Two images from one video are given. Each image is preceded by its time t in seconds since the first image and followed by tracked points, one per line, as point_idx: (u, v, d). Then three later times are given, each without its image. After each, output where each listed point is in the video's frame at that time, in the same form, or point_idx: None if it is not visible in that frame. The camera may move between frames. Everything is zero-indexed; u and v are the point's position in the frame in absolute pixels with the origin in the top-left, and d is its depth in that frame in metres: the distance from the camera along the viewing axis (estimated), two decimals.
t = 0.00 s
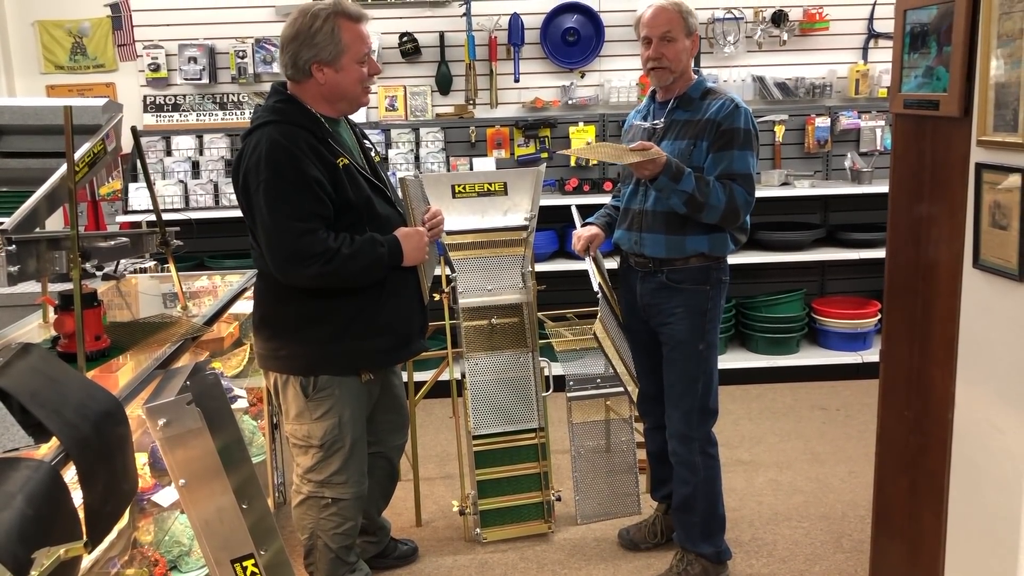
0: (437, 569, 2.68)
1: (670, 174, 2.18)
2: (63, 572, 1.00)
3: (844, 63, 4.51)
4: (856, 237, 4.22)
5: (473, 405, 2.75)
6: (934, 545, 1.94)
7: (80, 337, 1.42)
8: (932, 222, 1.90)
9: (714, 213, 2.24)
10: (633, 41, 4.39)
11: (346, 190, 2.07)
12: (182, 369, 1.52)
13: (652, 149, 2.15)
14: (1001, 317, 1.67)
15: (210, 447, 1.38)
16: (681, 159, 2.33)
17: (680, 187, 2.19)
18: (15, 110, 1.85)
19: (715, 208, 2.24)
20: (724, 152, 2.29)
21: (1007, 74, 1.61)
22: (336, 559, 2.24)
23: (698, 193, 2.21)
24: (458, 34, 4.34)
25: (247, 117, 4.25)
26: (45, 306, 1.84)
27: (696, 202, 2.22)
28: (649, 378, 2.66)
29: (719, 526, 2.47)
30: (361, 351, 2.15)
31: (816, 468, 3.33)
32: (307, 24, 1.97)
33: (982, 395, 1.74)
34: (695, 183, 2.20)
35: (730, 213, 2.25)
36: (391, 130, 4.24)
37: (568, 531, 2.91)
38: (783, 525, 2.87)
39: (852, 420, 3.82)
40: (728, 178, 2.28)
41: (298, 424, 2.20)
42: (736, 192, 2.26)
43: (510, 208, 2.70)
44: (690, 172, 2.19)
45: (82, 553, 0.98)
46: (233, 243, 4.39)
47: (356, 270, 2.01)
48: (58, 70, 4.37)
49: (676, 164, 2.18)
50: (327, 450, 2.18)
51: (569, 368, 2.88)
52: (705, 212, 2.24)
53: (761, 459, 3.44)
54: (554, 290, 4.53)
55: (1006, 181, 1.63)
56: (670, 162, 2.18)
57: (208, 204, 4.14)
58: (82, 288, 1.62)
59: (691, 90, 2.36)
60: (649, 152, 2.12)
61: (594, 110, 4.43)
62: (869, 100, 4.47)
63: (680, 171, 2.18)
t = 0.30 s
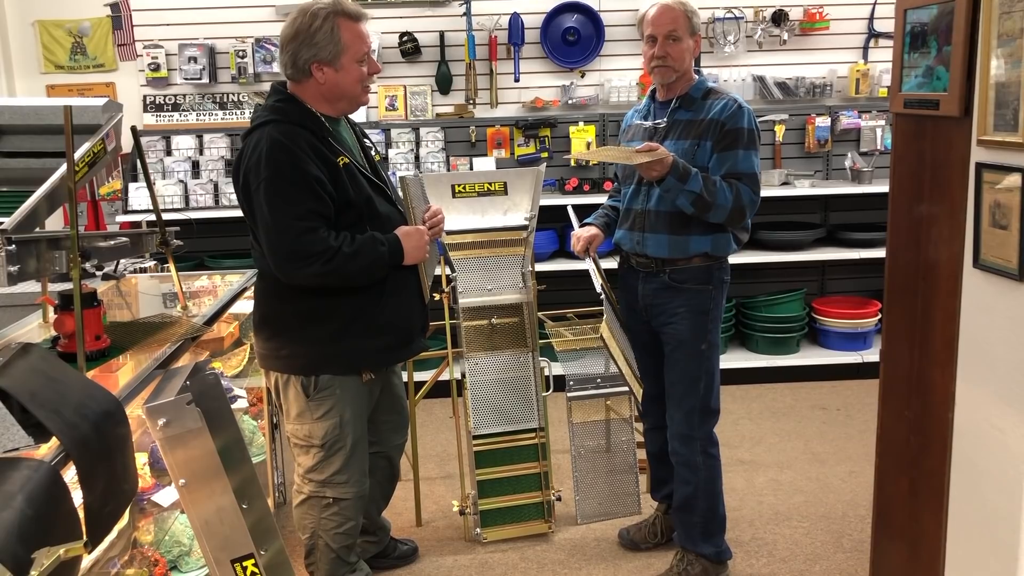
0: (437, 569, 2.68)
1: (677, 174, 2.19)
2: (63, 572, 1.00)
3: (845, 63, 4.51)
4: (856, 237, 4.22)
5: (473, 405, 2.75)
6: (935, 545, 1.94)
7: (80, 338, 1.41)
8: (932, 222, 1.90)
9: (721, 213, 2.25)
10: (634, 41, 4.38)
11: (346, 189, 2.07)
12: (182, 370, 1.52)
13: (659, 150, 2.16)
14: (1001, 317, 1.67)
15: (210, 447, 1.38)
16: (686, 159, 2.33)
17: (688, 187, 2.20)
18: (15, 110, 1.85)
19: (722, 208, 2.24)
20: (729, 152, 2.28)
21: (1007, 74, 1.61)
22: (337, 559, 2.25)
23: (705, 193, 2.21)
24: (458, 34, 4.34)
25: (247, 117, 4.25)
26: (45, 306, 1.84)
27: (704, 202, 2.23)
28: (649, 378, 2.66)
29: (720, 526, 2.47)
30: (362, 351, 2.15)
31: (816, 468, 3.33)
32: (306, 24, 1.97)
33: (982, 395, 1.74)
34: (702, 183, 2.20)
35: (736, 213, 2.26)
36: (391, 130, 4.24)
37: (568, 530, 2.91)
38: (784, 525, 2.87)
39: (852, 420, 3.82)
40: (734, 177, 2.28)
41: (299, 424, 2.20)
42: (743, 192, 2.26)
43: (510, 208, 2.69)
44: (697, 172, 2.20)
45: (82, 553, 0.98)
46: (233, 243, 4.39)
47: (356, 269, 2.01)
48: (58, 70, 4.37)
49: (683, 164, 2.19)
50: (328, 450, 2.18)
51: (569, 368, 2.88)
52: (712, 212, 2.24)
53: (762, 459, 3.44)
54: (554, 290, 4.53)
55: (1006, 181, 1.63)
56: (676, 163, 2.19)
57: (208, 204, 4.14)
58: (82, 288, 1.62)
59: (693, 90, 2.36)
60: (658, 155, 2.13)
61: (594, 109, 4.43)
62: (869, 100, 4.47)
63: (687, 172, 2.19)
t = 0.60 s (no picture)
0: (437, 569, 2.68)
1: (688, 164, 2.18)
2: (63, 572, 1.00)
3: (845, 63, 4.51)
4: (857, 237, 4.22)
5: (473, 405, 2.76)
6: (935, 545, 1.94)
7: (80, 338, 1.42)
8: (932, 222, 1.90)
9: (726, 210, 2.24)
10: (634, 41, 4.39)
11: (347, 189, 2.07)
12: (183, 369, 1.52)
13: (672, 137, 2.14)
14: (1001, 317, 1.67)
15: (210, 447, 1.38)
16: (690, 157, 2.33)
17: (697, 178, 2.19)
18: (15, 110, 1.85)
19: (728, 204, 2.23)
20: (731, 151, 2.28)
21: (1007, 74, 1.61)
22: (337, 559, 2.25)
23: (714, 186, 2.20)
24: (458, 34, 4.34)
25: (247, 117, 4.25)
26: (45, 306, 1.84)
27: (711, 196, 2.22)
28: (650, 378, 2.66)
29: (720, 526, 2.47)
30: (363, 351, 2.15)
31: (816, 468, 3.33)
32: (306, 24, 1.97)
33: (983, 395, 1.74)
34: (711, 175, 2.19)
35: (740, 210, 2.26)
36: (391, 130, 4.24)
37: (568, 530, 2.91)
38: (783, 526, 2.87)
39: (852, 420, 3.82)
40: (739, 176, 2.28)
41: (299, 424, 2.20)
42: (748, 190, 2.26)
43: (510, 208, 2.70)
44: (705, 165, 2.19)
45: (82, 553, 0.98)
46: (233, 243, 4.39)
47: (356, 269, 2.01)
48: (58, 70, 4.37)
49: (693, 155, 2.18)
50: (328, 450, 2.18)
51: (569, 368, 2.88)
52: (718, 207, 2.23)
53: (762, 459, 3.44)
54: (554, 290, 4.53)
55: (1006, 181, 1.63)
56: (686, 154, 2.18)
57: (208, 204, 4.14)
58: (82, 288, 1.62)
59: (694, 90, 2.36)
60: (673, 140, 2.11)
61: (594, 109, 4.43)
62: (869, 100, 4.47)
63: (697, 162, 2.18)
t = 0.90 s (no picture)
0: (439, 569, 2.68)
1: (682, 178, 2.19)
2: (65, 572, 1.00)
3: (845, 63, 4.51)
4: (858, 236, 4.21)
5: (473, 405, 2.76)
6: (936, 545, 1.94)
7: (81, 338, 1.42)
8: (933, 222, 1.90)
9: (726, 216, 2.25)
10: (634, 40, 4.39)
11: (347, 189, 2.07)
12: (184, 369, 1.52)
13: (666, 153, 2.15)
14: (1003, 317, 1.67)
15: (211, 447, 1.38)
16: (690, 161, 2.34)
17: (694, 190, 2.20)
18: (17, 110, 1.86)
19: (727, 211, 2.24)
20: (731, 154, 2.29)
21: (1008, 73, 1.61)
22: (338, 558, 2.25)
23: (710, 197, 2.21)
24: (458, 34, 4.34)
25: (248, 117, 4.25)
26: (46, 306, 1.84)
27: (709, 206, 2.23)
28: (651, 378, 2.66)
29: (721, 526, 2.47)
30: (363, 350, 2.16)
31: (817, 468, 3.33)
32: (306, 24, 1.97)
33: (984, 396, 1.74)
34: (708, 186, 2.21)
35: (740, 215, 2.26)
36: (391, 129, 4.24)
37: (569, 530, 2.91)
38: (784, 525, 2.87)
39: (853, 420, 3.82)
40: (737, 181, 2.28)
41: (300, 424, 2.20)
42: (746, 195, 2.26)
43: (510, 208, 2.70)
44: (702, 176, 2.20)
45: (85, 553, 0.99)
46: (234, 243, 4.39)
47: (356, 269, 2.01)
48: (59, 71, 4.37)
49: (689, 168, 2.19)
50: (328, 450, 2.18)
51: (569, 368, 2.88)
52: (717, 215, 2.24)
53: (763, 459, 3.44)
54: (555, 289, 4.53)
55: (1007, 180, 1.63)
56: (682, 166, 2.19)
57: (209, 204, 4.14)
58: (83, 288, 1.62)
59: (695, 90, 2.36)
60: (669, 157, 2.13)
61: (595, 109, 4.43)
62: (870, 99, 4.47)
63: (693, 175, 2.20)
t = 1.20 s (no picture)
0: (441, 568, 2.68)
1: (683, 184, 2.20)
2: (67, 571, 1.00)
3: (847, 62, 4.51)
4: (859, 236, 4.21)
5: (473, 405, 2.76)
6: (937, 544, 1.94)
7: (83, 337, 1.42)
8: (934, 221, 1.90)
9: (728, 220, 2.25)
10: (636, 40, 4.39)
11: (347, 188, 2.07)
12: (186, 370, 1.53)
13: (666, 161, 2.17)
14: (1005, 317, 1.67)
15: (214, 446, 1.39)
16: (690, 164, 2.34)
17: (694, 197, 2.20)
18: (19, 110, 1.85)
19: (728, 215, 2.25)
20: (733, 156, 2.29)
21: (1010, 72, 1.61)
22: (339, 557, 2.25)
23: (711, 202, 2.22)
24: (460, 33, 4.34)
25: (250, 117, 4.25)
26: (49, 306, 1.85)
27: (710, 211, 2.23)
28: (653, 378, 2.66)
29: (723, 526, 2.47)
30: (364, 350, 2.16)
31: (820, 467, 3.33)
32: (306, 24, 1.97)
33: (986, 395, 1.74)
34: (709, 192, 2.21)
35: (741, 218, 2.27)
36: (393, 129, 4.25)
37: (571, 529, 2.91)
38: (786, 524, 2.87)
39: (855, 419, 3.82)
40: (738, 183, 2.29)
41: (301, 423, 2.20)
42: (747, 198, 2.28)
43: (512, 207, 2.69)
44: (704, 183, 2.20)
45: (87, 552, 0.99)
46: (236, 243, 4.39)
47: (357, 268, 2.01)
48: (60, 70, 4.38)
49: (690, 173, 2.20)
50: (329, 449, 2.18)
51: (570, 367, 2.86)
52: (718, 220, 2.25)
53: (765, 458, 3.44)
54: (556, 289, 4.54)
55: (1009, 180, 1.63)
56: (683, 173, 2.19)
57: (210, 204, 4.15)
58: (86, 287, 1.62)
59: (697, 90, 2.36)
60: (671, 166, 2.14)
61: (596, 109, 4.43)
62: (871, 99, 4.47)
63: (693, 181, 2.20)
